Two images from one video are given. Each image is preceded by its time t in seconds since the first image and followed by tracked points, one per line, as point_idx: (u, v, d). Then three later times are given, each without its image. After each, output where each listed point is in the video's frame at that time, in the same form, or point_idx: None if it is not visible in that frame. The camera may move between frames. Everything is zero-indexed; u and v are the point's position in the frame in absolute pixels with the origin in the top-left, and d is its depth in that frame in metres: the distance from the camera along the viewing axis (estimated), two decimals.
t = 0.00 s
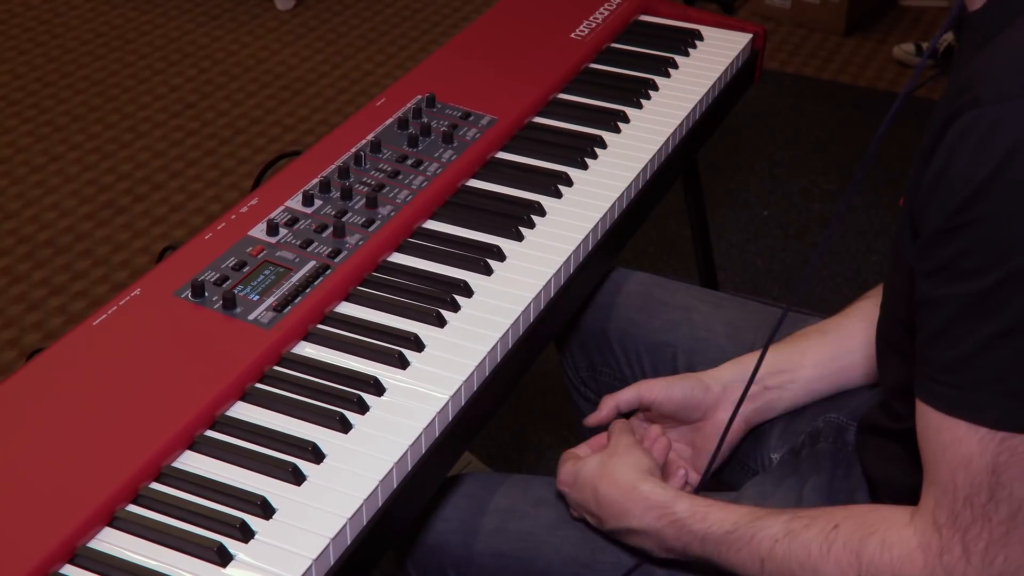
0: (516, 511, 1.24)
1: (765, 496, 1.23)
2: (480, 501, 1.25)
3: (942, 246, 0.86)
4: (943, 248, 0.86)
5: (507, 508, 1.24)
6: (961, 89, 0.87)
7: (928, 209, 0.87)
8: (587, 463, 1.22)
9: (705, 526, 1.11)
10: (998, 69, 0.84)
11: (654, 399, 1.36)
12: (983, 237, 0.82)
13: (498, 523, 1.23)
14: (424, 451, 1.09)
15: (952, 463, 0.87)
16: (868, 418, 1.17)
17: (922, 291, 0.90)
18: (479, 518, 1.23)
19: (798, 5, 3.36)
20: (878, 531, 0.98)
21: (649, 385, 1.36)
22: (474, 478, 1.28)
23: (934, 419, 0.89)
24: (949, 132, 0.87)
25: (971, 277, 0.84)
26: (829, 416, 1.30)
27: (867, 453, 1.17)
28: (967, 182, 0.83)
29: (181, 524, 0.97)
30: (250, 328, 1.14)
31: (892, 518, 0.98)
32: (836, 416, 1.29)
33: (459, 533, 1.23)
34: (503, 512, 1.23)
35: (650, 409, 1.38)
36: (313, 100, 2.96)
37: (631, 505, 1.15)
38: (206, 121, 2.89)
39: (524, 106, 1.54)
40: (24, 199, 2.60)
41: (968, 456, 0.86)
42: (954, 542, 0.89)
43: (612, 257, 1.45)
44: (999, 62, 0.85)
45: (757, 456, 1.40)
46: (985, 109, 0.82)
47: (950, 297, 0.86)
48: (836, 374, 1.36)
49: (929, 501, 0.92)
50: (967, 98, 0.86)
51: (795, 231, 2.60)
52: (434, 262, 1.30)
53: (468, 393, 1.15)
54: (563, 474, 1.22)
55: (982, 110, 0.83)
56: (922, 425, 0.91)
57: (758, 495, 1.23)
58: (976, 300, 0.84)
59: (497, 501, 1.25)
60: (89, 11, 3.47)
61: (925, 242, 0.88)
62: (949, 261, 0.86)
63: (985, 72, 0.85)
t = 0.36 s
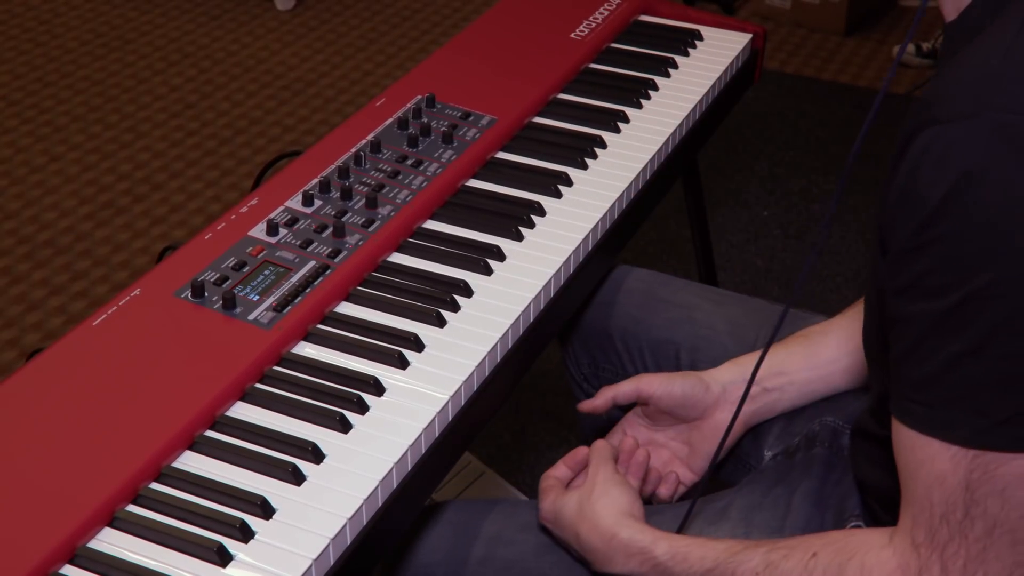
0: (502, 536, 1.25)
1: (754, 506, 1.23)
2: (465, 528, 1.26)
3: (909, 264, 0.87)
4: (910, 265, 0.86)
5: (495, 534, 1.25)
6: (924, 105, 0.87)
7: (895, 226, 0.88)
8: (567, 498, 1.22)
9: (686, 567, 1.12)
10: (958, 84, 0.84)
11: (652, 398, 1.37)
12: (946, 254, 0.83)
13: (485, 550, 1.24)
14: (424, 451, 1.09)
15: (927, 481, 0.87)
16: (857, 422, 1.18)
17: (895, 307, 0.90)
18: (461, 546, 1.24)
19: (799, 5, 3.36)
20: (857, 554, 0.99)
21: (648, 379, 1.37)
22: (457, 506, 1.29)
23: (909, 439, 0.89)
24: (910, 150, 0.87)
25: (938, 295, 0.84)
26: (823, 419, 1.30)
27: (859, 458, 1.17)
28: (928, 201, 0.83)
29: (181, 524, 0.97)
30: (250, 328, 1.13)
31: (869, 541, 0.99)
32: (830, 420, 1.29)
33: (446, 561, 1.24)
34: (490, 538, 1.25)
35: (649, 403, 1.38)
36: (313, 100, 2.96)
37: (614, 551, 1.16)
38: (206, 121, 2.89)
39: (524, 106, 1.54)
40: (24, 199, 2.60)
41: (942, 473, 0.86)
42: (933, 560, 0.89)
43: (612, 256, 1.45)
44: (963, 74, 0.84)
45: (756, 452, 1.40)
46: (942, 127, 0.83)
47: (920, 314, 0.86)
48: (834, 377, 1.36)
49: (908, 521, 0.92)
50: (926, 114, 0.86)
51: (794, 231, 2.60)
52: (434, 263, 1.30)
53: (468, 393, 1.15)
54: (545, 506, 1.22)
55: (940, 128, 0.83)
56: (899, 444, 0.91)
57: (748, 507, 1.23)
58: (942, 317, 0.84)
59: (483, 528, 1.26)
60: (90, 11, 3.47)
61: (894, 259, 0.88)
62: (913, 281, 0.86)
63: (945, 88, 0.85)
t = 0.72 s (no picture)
0: (495, 544, 1.25)
1: (749, 510, 1.22)
2: (459, 538, 1.25)
3: (890, 268, 0.86)
4: (891, 269, 0.86)
5: (489, 543, 1.25)
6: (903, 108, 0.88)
7: (876, 230, 0.88)
8: (561, 502, 1.22)
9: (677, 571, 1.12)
10: (934, 86, 0.84)
11: (655, 388, 1.35)
12: (927, 258, 0.83)
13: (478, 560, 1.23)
14: (424, 452, 1.09)
15: (912, 486, 0.87)
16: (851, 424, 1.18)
17: (877, 310, 0.89)
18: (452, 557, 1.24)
19: (799, 5, 3.36)
20: (843, 559, 0.98)
21: (653, 368, 1.35)
22: (450, 516, 1.29)
23: (894, 442, 0.88)
24: (889, 154, 0.87)
25: (919, 298, 0.84)
26: (821, 420, 1.31)
27: (854, 459, 1.17)
28: (907, 205, 0.83)
29: (181, 524, 0.97)
30: (250, 328, 1.13)
31: (855, 545, 0.98)
32: (827, 421, 1.30)
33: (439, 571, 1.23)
34: (484, 548, 1.24)
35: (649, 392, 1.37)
36: (313, 100, 2.96)
37: (605, 556, 1.17)
38: (206, 121, 2.89)
39: (524, 106, 1.54)
40: (24, 199, 2.60)
41: (927, 476, 0.86)
42: (919, 564, 0.88)
43: (613, 256, 1.45)
44: (940, 76, 0.85)
45: (753, 450, 1.39)
46: (920, 129, 0.83)
47: (901, 318, 0.86)
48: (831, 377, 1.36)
49: (893, 524, 0.92)
50: (905, 115, 0.86)
51: (794, 231, 2.60)
52: (433, 262, 1.30)
53: (468, 393, 1.15)
54: (539, 514, 1.23)
55: (917, 131, 0.83)
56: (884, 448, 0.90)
57: (743, 511, 1.22)
58: (925, 318, 0.84)
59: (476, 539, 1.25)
60: (90, 11, 3.47)
61: (876, 263, 0.88)
62: (893, 287, 0.86)
63: (922, 91, 0.85)
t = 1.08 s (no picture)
0: (494, 548, 1.25)
1: (747, 509, 1.22)
2: (457, 540, 1.26)
3: (890, 260, 0.86)
4: (892, 262, 0.86)
5: (487, 546, 1.25)
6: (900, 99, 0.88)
7: (875, 222, 0.87)
8: (560, 507, 1.23)
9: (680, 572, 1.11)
10: (932, 77, 0.84)
11: (657, 393, 1.35)
12: (927, 249, 0.83)
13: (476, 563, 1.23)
14: (424, 452, 1.09)
15: (916, 477, 0.87)
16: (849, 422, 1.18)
17: (877, 303, 0.90)
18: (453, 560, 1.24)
19: (799, 5, 3.36)
20: (847, 554, 0.98)
21: (655, 370, 1.35)
22: (449, 517, 1.29)
23: (898, 434, 0.89)
24: (889, 146, 0.86)
25: (921, 289, 0.85)
26: (818, 419, 1.31)
27: (852, 456, 1.17)
28: (907, 196, 0.83)
29: (182, 524, 0.97)
30: (250, 328, 1.14)
31: (860, 540, 0.98)
32: (824, 420, 1.30)
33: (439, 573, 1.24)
34: (483, 551, 1.24)
35: (650, 395, 1.36)
36: (313, 100, 2.96)
37: (608, 560, 1.17)
38: (206, 121, 2.89)
39: (524, 107, 1.54)
40: (25, 199, 2.60)
41: (931, 467, 0.86)
42: (924, 555, 0.88)
43: (613, 258, 1.45)
44: (936, 67, 0.85)
45: (750, 452, 1.39)
46: (918, 120, 0.83)
47: (902, 310, 0.86)
48: (827, 378, 1.36)
49: (897, 515, 0.92)
50: (903, 109, 0.86)
51: (794, 232, 2.60)
52: (433, 263, 1.30)
53: (468, 393, 1.15)
54: (538, 519, 1.23)
55: (916, 121, 0.83)
56: (887, 441, 0.91)
57: (741, 510, 1.22)
58: (925, 309, 0.84)
59: (475, 541, 1.25)
60: (90, 11, 3.47)
61: (876, 255, 0.88)
62: (896, 278, 0.86)
63: (921, 82, 0.85)
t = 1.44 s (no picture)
0: (495, 548, 1.25)
1: (748, 508, 1.22)
2: (457, 540, 1.26)
3: (879, 251, 0.87)
4: (881, 253, 0.87)
5: (488, 546, 1.25)
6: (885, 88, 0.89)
7: (864, 214, 0.88)
8: (561, 506, 1.23)
9: (680, 568, 1.11)
10: (916, 70, 0.85)
11: (661, 386, 1.35)
12: (914, 240, 0.83)
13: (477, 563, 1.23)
14: (424, 452, 1.09)
15: (911, 467, 0.87)
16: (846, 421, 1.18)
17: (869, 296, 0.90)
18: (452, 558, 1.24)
19: (799, 5, 3.36)
20: (846, 546, 0.98)
21: (658, 364, 1.35)
22: (449, 518, 1.29)
23: (892, 426, 0.89)
24: (874, 139, 0.88)
25: (909, 280, 0.85)
26: (818, 419, 1.32)
27: (850, 454, 1.17)
28: (894, 187, 0.84)
29: (182, 525, 0.97)
30: (250, 328, 1.14)
31: (857, 533, 0.98)
32: (825, 420, 1.31)
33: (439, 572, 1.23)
34: (483, 551, 1.24)
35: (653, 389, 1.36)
36: (313, 100, 2.96)
37: (609, 556, 1.17)
38: (206, 121, 2.89)
39: (524, 107, 1.54)
40: (25, 200, 2.60)
41: (925, 458, 0.85)
42: (921, 547, 0.87)
43: (614, 256, 1.45)
44: (920, 59, 0.85)
45: (752, 450, 1.39)
46: (903, 112, 0.84)
47: (891, 301, 0.87)
48: (828, 377, 1.36)
49: (894, 509, 0.91)
50: (890, 98, 0.87)
51: (795, 232, 2.60)
52: (435, 263, 1.30)
53: (468, 393, 1.14)
54: (539, 516, 1.23)
55: (902, 111, 0.84)
56: (883, 435, 0.91)
57: (742, 509, 1.22)
58: (914, 300, 0.85)
59: (475, 541, 1.25)
60: (90, 11, 3.48)
61: (865, 247, 0.88)
62: (884, 270, 0.87)
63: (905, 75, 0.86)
